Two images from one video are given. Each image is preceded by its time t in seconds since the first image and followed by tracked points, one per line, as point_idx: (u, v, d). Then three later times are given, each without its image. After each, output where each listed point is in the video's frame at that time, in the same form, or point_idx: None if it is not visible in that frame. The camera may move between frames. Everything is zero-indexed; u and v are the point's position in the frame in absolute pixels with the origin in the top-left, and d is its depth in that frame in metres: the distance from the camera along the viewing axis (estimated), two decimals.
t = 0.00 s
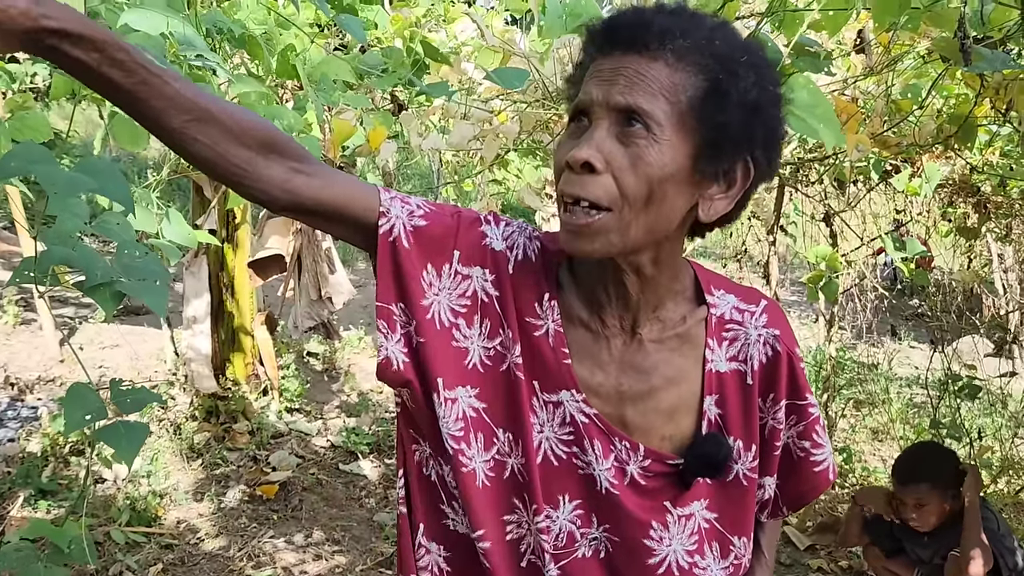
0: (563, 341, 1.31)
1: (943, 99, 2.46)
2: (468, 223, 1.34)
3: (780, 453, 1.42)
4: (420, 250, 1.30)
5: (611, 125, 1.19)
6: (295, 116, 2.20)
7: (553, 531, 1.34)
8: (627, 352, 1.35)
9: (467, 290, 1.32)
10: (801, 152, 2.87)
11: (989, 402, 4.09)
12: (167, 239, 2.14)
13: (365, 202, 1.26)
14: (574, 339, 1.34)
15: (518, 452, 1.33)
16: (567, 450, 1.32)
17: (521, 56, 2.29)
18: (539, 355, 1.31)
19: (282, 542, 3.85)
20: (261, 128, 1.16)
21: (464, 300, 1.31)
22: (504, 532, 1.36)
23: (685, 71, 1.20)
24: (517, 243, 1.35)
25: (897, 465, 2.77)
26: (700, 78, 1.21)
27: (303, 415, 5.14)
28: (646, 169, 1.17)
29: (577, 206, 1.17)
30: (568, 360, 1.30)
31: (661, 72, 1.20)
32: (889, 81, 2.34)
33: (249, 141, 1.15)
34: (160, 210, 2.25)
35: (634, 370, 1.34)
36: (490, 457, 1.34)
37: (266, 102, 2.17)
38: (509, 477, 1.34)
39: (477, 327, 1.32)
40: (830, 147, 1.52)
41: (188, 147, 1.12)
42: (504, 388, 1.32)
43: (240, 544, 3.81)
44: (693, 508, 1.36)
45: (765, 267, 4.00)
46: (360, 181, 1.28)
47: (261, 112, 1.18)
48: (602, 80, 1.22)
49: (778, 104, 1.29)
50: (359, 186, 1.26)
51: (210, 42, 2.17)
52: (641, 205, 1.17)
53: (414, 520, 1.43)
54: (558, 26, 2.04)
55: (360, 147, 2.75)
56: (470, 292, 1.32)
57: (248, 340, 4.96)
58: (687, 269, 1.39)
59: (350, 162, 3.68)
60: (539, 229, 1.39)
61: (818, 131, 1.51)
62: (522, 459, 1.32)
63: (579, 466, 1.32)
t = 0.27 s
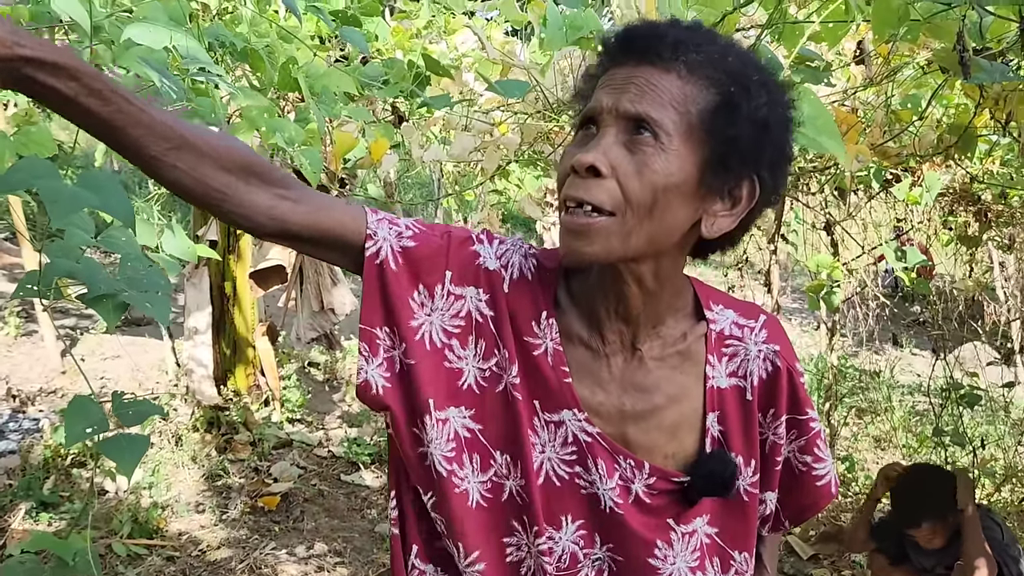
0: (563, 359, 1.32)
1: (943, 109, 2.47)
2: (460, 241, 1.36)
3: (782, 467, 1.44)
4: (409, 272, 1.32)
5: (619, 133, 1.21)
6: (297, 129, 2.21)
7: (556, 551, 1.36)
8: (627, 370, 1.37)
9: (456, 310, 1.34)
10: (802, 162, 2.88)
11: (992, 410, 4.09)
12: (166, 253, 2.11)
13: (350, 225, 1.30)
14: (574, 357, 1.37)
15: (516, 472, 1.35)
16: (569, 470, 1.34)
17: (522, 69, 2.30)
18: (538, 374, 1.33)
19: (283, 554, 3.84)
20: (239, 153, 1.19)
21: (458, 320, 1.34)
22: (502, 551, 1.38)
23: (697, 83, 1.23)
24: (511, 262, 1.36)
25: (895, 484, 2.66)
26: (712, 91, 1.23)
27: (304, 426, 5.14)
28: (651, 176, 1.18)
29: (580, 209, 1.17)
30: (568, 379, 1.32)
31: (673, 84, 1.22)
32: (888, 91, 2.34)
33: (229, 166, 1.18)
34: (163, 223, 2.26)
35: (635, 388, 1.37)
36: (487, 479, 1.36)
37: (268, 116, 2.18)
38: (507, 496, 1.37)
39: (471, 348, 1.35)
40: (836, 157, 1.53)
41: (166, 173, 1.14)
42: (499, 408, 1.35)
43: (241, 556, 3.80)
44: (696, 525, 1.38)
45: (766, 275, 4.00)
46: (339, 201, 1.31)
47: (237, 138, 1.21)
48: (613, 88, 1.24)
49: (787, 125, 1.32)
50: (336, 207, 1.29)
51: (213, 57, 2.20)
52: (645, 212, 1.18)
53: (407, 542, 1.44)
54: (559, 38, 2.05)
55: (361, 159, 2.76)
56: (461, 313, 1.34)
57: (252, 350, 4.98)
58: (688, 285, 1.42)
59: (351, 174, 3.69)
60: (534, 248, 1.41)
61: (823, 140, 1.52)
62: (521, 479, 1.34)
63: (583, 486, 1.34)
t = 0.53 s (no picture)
0: (557, 370, 1.31)
1: (947, 118, 2.48)
2: (455, 250, 1.35)
3: (774, 483, 1.45)
4: (404, 279, 1.31)
5: (606, 144, 1.20)
6: (304, 140, 2.22)
7: (548, 569, 1.33)
8: (621, 385, 1.35)
9: (453, 318, 1.33)
10: (807, 170, 2.88)
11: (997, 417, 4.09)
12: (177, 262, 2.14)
13: (346, 228, 1.28)
14: (568, 370, 1.35)
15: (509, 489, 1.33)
16: (563, 486, 1.32)
17: (528, 80, 2.31)
18: (533, 386, 1.31)
19: (290, 563, 3.84)
20: (238, 152, 1.19)
21: (452, 330, 1.33)
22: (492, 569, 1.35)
23: (683, 91, 1.22)
24: (506, 272, 1.35)
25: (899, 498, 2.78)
26: (698, 99, 1.22)
27: (309, 435, 5.15)
28: (639, 185, 1.17)
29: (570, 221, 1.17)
30: (562, 392, 1.30)
31: (658, 93, 1.21)
32: (894, 99, 2.35)
33: (227, 164, 1.18)
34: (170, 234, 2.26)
35: (629, 402, 1.35)
36: (480, 495, 1.34)
37: (274, 126, 2.19)
38: (499, 513, 1.34)
39: (465, 359, 1.34)
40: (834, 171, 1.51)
41: (164, 166, 1.13)
42: (493, 421, 1.33)
43: (248, 565, 3.80)
44: (691, 543, 1.37)
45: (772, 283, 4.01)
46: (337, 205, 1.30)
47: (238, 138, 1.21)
48: (600, 100, 1.23)
49: (778, 130, 1.31)
50: (336, 213, 1.28)
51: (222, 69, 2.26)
52: (633, 221, 1.17)
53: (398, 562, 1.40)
54: (565, 52, 2.08)
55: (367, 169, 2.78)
56: (456, 322, 1.33)
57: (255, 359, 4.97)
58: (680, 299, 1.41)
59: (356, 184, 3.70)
60: (528, 260, 1.40)
61: (821, 153, 1.50)
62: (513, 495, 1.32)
63: (577, 502, 1.32)
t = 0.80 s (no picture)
0: (558, 382, 1.32)
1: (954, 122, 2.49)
2: (455, 269, 1.38)
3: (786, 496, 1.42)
4: (406, 301, 1.34)
5: (574, 162, 1.22)
6: (311, 147, 2.23)
7: None
8: (622, 397, 1.36)
9: (456, 338, 1.36)
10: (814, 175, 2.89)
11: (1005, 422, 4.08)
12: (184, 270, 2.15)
13: (344, 264, 1.31)
14: (568, 381, 1.36)
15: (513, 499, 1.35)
16: (567, 497, 1.33)
17: (535, 87, 2.32)
18: (535, 398, 1.33)
19: (297, 569, 3.85)
20: (229, 207, 1.20)
21: (457, 348, 1.35)
22: None
23: (640, 101, 1.21)
24: (506, 289, 1.38)
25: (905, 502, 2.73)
26: (656, 106, 1.20)
27: (314, 441, 5.16)
28: (601, 202, 1.18)
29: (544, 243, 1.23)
30: (563, 403, 1.32)
31: (617, 106, 1.21)
32: (901, 104, 2.35)
33: (220, 221, 1.20)
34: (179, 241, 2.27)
35: (630, 413, 1.35)
36: (487, 505, 1.36)
37: (282, 134, 2.20)
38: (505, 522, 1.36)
39: (471, 375, 1.36)
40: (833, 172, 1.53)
41: (165, 236, 1.16)
42: (496, 435, 1.35)
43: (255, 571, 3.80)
44: (697, 555, 1.36)
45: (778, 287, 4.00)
46: (334, 242, 1.32)
47: (233, 192, 1.23)
48: (568, 119, 1.26)
49: (759, 124, 1.24)
50: (335, 249, 1.31)
51: (231, 76, 2.26)
52: (601, 238, 1.19)
53: (396, 574, 1.43)
54: (571, 56, 2.07)
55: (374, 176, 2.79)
56: (459, 341, 1.35)
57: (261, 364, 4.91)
58: (689, 308, 1.40)
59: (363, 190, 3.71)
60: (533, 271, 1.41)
61: (822, 157, 1.52)
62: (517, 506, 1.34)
63: (580, 513, 1.33)
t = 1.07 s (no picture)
0: (562, 395, 1.35)
1: (963, 125, 2.48)
2: (460, 288, 1.41)
3: (807, 514, 1.35)
4: (414, 324, 1.38)
5: (542, 188, 1.21)
6: (321, 151, 2.21)
7: None
8: (620, 412, 1.35)
9: (464, 355, 1.40)
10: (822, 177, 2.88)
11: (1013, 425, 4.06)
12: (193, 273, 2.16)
13: (352, 293, 1.34)
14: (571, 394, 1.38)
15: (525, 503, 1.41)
16: (573, 504, 1.37)
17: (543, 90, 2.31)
18: (540, 409, 1.37)
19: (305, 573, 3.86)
20: (248, 257, 1.23)
21: (466, 364, 1.40)
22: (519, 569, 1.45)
23: (595, 126, 1.16)
24: (511, 303, 1.40)
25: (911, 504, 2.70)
26: (609, 131, 1.15)
27: (321, 444, 5.16)
28: (560, 233, 1.17)
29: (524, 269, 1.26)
30: (567, 415, 1.36)
31: (577, 131, 1.18)
32: (911, 107, 2.34)
33: (239, 270, 1.23)
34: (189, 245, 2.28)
35: (628, 428, 1.35)
36: (504, 505, 1.43)
37: (291, 138, 2.20)
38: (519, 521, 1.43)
39: (480, 388, 1.41)
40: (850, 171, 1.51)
41: (191, 293, 1.21)
42: (505, 445, 1.40)
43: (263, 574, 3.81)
44: (705, 565, 1.37)
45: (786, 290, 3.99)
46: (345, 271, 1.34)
47: (251, 240, 1.25)
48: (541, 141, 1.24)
49: (723, 144, 1.13)
50: (347, 277, 1.34)
51: (239, 80, 2.25)
52: (567, 267, 1.19)
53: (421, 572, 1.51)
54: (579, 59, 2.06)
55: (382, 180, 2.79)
56: (467, 357, 1.40)
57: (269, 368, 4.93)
58: (698, 319, 1.35)
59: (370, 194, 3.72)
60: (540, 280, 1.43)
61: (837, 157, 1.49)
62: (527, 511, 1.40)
63: (585, 519, 1.37)
